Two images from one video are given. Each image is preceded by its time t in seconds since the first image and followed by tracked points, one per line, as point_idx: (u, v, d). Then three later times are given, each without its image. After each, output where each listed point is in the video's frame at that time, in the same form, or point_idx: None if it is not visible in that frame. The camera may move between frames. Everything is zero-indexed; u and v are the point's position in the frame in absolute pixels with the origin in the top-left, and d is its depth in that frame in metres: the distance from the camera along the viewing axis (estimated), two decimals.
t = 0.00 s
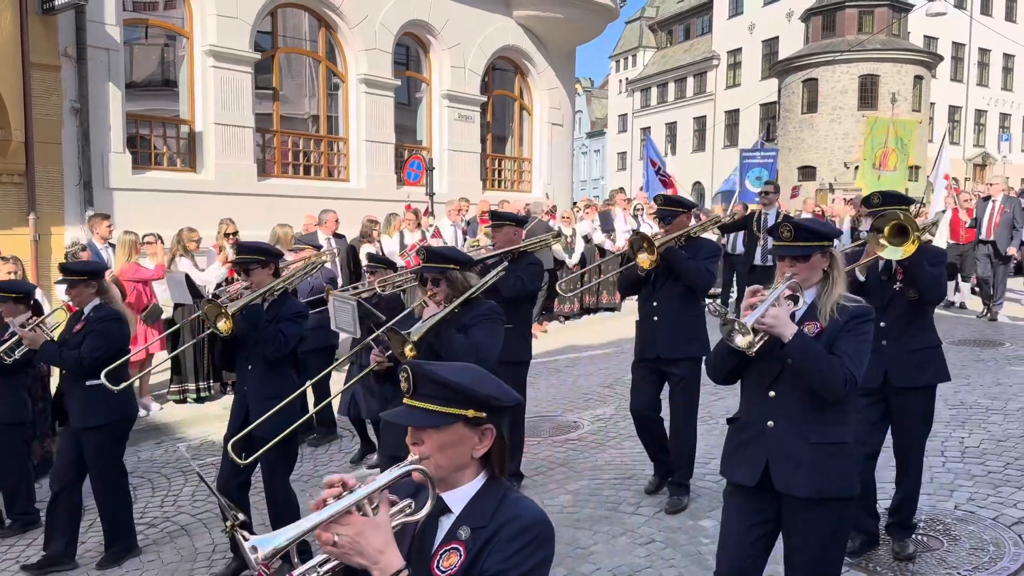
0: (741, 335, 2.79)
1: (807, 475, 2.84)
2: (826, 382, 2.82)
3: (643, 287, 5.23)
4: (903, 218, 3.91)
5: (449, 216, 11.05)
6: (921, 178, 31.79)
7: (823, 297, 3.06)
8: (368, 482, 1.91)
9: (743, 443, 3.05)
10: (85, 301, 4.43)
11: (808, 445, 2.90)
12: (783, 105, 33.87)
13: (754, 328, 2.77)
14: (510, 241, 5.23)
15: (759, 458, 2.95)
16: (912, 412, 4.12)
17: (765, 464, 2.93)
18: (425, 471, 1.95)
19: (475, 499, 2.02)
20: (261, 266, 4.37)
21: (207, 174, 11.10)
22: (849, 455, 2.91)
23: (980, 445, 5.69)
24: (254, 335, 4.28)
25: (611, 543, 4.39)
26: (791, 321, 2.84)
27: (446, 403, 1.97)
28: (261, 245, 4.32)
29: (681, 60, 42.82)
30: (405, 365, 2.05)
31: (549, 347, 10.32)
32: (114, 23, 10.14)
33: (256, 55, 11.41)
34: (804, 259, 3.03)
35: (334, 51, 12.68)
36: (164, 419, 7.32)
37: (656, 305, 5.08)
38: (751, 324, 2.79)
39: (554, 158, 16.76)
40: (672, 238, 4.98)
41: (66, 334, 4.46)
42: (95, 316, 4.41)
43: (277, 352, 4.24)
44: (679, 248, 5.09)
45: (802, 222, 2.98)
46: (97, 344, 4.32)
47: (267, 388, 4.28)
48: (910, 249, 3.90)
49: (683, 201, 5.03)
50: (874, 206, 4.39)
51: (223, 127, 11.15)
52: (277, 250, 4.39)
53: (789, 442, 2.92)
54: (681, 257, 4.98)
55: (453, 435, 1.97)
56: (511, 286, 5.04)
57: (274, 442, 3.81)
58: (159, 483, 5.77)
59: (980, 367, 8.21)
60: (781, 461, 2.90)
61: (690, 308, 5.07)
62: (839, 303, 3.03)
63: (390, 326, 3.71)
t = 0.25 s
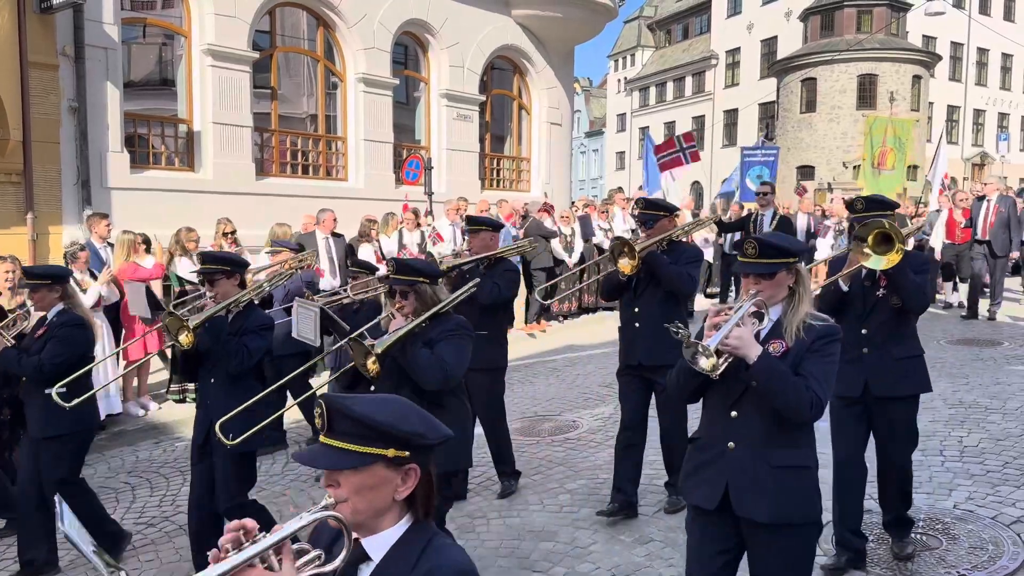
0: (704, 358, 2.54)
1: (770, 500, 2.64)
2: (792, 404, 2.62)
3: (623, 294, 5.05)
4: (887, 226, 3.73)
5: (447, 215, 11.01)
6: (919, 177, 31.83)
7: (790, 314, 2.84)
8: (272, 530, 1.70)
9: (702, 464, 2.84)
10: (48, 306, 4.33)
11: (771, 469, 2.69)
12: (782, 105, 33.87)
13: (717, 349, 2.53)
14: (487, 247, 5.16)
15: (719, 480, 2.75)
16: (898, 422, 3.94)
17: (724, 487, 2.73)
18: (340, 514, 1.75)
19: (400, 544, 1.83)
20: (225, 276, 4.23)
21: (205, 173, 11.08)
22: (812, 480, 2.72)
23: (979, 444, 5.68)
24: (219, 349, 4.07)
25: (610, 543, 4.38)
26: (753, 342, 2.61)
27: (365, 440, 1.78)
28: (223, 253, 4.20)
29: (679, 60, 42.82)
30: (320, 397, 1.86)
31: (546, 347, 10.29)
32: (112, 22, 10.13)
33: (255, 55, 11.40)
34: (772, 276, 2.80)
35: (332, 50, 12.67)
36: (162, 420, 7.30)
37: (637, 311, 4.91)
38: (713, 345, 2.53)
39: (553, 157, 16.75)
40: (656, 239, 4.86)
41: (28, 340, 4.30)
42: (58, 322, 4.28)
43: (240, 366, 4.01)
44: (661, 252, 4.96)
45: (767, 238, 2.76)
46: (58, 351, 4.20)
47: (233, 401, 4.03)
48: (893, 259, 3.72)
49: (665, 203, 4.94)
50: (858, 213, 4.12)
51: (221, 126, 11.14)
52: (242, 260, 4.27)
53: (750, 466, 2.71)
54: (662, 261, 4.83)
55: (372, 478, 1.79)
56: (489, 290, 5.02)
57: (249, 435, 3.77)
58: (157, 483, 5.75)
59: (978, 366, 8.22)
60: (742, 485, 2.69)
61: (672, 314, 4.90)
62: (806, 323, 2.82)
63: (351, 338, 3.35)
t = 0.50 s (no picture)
0: (672, 375, 2.53)
1: (731, 514, 2.69)
2: (758, 416, 2.64)
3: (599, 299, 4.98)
4: (871, 225, 3.76)
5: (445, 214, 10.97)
6: (917, 176, 31.85)
7: (754, 321, 2.85)
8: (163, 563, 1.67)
9: (665, 475, 2.87)
10: (12, 305, 4.31)
11: (732, 481, 2.73)
12: (780, 104, 33.87)
13: (685, 368, 2.52)
14: (462, 246, 5.14)
15: (682, 492, 2.79)
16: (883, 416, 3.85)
17: (688, 500, 2.77)
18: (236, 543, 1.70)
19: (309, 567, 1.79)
20: (193, 273, 4.21)
21: (204, 171, 11.06)
22: (773, 494, 2.75)
23: (977, 442, 5.69)
24: (186, 349, 4.12)
25: (610, 541, 4.39)
26: (719, 354, 2.60)
27: (262, 467, 1.72)
28: (193, 249, 4.18)
29: (678, 59, 42.82)
30: (213, 418, 1.79)
31: (544, 346, 10.29)
32: (110, 20, 10.11)
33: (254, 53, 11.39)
34: (737, 280, 2.81)
35: (331, 49, 12.66)
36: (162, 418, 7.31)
37: (615, 316, 4.86)
38: (682, 365, 2.53)
39: (552, 156, 16.75)
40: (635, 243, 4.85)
41: None
42: (21, 322, 4.28)
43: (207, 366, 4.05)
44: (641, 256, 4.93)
45: (731, 239, 2.79)
46: (22, 350, 4.22)
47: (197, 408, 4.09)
48: (879, 258, 3.76)
49: (643, 207, 4.94)
50: (846, 209, 4.10)
51: (220, 125, 11.13)
52: (210, 256, 4.24)
53: (715, 478, 2.74)
54: (641, 265, 4.77)
55: (272, 504, 1.73)
56: (466, 291, 5.01)
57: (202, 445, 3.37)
58: (157, 482, 5.75)
59: (977, 365, 8.22)
60: (704, 499, 2.73)
61: (650, 318, 4.85)
62: (770, 330, 2.83)
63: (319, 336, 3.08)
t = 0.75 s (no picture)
0: (631, 390, 2.39)
1: (697, 535, 2.58)
2: (722, 433, 2.52)
3: (579, 301, 4.98)
4: (856, 229, 3.67)
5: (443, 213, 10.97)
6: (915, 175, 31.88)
7: (718, 333, 2.74)
8: None
9: (628, 496, 2.73)
10: None
11: (700, 502, 2.60)
12: (778, 102, 33.87)
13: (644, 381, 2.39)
14: (438, 248, 4.92)
15: (645, 514, 2.66)
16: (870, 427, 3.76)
17: (651, 521, 2.65)
18: None
19: None
20: (162, 283, 4.38)
21: (201, 170, 11.05)
22: (739, 514, 2.64)
23: (974, 441, 5.71)
24: (153, 358, 4.27)
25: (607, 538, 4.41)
26: (680, 367, 2.48)
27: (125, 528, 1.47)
28: (160, 258, 4.34)
29: (676, 57, 42.83)
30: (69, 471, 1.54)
31: (542, 345, 10.29)
32: (108, 18, 10.10)
33: (252, 52, 11.39)
34: (702, 293, 2.71)
35: (329, 47, 12.66)
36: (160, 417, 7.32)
37: (594, 318, 4.90)
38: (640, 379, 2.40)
39: (550, 154, 16.75)
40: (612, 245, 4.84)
41: None
42: None
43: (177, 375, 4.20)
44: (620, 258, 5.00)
45: (695, 252, 2.67)
46: None
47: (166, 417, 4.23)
48: (861, 264, 3.67)
49: (623, 207, 4.95)
50: (831, 214, 4.03)
51: (217, 123, 11.12)
52: (176, 265, 4.42)
53: (680, 497, 2.62)
54: (620, 268, 4.77)
55: (136, 571, 1.49)
56: (439, 296, 4.77)
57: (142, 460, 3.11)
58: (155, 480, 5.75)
59: (973, 363, 8.24)
60: (668, 521, 2.62)
61: (629, 323, 4.87)
62: (736, 342, 2.71)
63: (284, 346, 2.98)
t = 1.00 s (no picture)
0: (586, 406, 2.15)
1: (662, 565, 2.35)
2: (686, 455, 2.28)
3: (561, 301, 4.99)
4: (842, 225, 3.59)
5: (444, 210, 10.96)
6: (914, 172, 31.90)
7: (688, 346, 2.48)
8: None
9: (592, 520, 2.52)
10: None
11: (667, 528, 2.37)
12: (777, 100, 33.86)
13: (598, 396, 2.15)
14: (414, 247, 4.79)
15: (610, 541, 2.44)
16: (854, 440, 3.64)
17: (615, 549, 2.42)
18: None
19: None
20: (126, 279, 3.95)
21: (199, 167, 11.04)
22: (712, 540, 2.41)
23: (971, 437, 5.71)
24: (116, 359, 3.82)
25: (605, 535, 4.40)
26: (640, 383, 2.24)
27: None
28: (122, 252, 3.93)
29: (675, 55, 42.84)
30: None
31: (539, 342, 10.28)
32: (105, 15, 10.09)
33: (250, 49, 11.39)
34: (669, 303, 2.45)
35: (327, 45, 12.65)
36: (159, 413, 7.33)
37: (575, 321, 4.92)
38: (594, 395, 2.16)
39: (548, 151, 16.74)
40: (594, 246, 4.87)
41: None
42: None
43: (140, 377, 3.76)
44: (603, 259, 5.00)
45: (660, 260, 2.43)
46: None
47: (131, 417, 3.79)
48: (848, 261, 3.57)
49: (608, 206, 4.99)
50: (821, 210, 3.89)
51: (215, 120, 11.11)
52: (142, 260, 3.97)
53: (644, 523, 2.39)
54: (604, 269, 4.79)
55: None
56: (413, 293, 4.68)
57: (101, 483, 3.00)
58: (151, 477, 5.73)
59: (971, 360, 8.24)
60: (632, 549, 2.39)
61: (610, 325, 4.88)
62: (709, 355, 2.47)
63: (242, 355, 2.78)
